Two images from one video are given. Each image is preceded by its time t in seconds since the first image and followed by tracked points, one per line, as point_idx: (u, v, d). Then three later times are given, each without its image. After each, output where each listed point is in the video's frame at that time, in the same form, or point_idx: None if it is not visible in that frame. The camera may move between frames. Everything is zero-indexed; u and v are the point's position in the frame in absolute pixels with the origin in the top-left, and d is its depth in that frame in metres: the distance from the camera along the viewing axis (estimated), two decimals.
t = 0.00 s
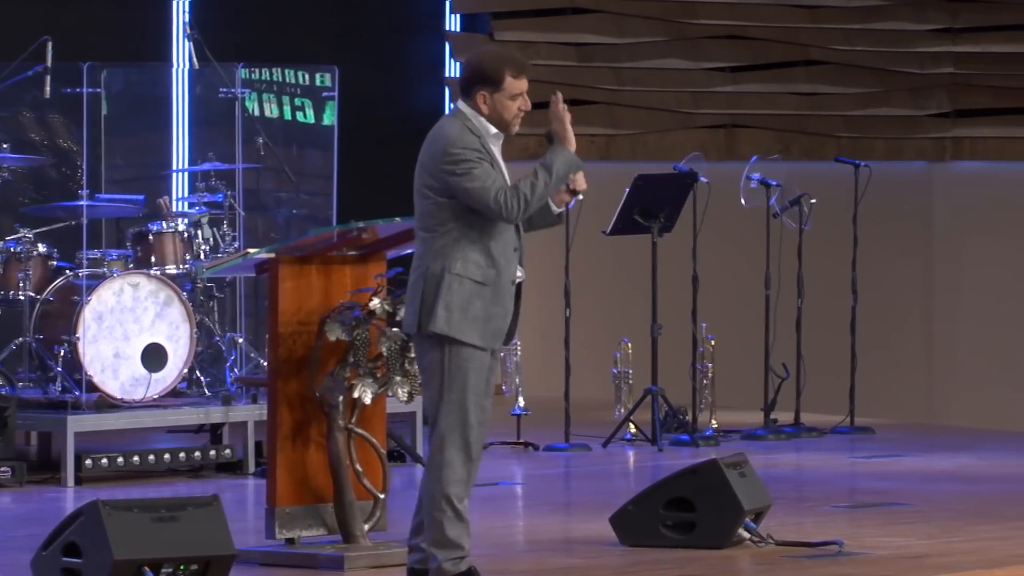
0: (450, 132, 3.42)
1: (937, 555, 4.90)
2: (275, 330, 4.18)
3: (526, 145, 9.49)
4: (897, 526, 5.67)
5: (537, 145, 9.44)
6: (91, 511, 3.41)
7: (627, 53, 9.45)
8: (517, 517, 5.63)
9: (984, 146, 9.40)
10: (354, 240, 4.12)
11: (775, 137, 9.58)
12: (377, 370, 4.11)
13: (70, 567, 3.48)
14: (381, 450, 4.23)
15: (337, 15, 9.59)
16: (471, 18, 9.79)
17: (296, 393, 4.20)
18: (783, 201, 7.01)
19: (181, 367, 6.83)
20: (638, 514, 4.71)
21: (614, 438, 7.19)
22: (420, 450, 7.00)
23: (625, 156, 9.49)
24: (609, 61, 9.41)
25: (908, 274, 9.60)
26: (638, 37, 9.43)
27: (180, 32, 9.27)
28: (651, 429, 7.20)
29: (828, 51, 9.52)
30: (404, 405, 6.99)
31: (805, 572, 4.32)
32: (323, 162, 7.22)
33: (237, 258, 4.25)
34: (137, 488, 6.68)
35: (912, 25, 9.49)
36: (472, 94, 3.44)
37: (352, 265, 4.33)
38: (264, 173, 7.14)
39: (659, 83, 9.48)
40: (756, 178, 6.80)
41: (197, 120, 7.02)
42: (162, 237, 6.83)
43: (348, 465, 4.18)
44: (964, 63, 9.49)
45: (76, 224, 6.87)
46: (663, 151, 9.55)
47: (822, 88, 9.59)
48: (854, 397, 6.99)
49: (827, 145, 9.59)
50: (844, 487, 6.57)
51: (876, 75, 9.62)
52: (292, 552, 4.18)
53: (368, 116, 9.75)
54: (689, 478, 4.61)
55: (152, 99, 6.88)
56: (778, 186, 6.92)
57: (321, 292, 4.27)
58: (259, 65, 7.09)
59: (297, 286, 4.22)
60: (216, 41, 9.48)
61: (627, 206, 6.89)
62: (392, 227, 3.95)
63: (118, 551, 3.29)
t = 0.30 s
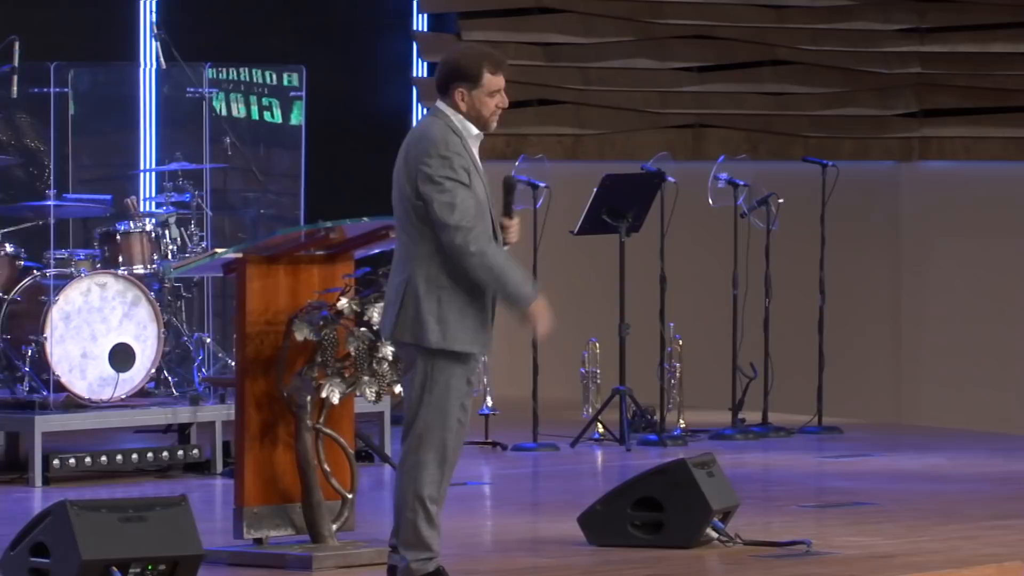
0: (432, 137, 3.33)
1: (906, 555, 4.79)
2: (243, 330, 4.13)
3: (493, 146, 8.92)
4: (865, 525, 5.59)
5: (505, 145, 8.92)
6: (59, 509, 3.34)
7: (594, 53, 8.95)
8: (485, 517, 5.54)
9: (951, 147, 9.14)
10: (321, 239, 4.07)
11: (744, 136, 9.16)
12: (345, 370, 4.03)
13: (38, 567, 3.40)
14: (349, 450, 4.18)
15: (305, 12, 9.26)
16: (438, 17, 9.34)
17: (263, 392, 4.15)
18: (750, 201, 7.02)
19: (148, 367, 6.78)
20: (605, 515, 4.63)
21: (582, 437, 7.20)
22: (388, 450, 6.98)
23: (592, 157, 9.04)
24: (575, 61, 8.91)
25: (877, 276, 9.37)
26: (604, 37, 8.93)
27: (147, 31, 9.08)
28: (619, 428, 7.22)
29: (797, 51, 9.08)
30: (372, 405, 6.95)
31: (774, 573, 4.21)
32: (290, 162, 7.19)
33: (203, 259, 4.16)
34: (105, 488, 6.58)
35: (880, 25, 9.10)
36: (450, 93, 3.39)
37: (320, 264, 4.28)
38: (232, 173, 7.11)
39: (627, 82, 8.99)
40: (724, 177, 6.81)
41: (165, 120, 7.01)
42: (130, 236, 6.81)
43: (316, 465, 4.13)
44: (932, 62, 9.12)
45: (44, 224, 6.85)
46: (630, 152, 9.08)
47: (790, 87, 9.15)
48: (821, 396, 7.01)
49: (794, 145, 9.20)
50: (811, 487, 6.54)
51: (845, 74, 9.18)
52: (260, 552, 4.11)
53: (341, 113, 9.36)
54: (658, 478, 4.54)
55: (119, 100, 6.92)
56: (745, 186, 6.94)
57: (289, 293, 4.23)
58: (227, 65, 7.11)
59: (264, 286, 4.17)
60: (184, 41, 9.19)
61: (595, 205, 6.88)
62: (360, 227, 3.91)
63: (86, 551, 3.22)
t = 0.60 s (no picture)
0: (439, 137, 3.27)
1: (890, 555, 4.76)
2: (225, 330, 3.99)
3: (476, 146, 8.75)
4: (848, 525, 5.56)
5: (486, 146, 8.75)
6: (42, 509, 3.24)
7: (575, 53, 8.82)
8: (468, 518, 5.46)
9: (933, 146, 9.07)
10: (303, 239, 3.95)
11: (725, 136, 9.01)
12: (327, 370, 3.92)
13: (19, 569, 3.28)
14: (333, 450, 4.05)
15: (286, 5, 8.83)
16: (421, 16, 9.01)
17: (244, 392, 4.00)
18: (732, 202, 7.03)
19: (131, 367, 6.61)
20: (587, 517, 4.52)
21: (565, 438, 7.18)
22: (370, 450, 6.96)
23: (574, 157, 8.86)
24: (556, 61, 8.77)
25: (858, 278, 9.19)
26: (586, 37, 8.81)
27: (128, 32, 8.55)
28: (602, 428, 7.22)
29: (778, 51, 8.98)
30: (354, 405, 6.91)
31: (757, 572, 4.14)
32: (272, 162, 7.23)
33: (187, 258, 4.03)
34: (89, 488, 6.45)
35: (860, 25, 9.04)
36: (454, 92, 3.36)
37: (302, 264, 4.13)
38: (214, 173, 7.12)
39: (609, 83, 8.84)
40: (707, 177, 6.81)
41: (147, 121, 7.01)
42: (112, 237, 6.64)
43: (299, 464, 3.99)
44: (913, 63, 9.06)
45: (26, 223, 6.67)
46: (611, 154, 8.91)
47: (771, 87, 9.03)
48: (803, 396, 7.02)
49: (775, 145, 9.05)
50: (792, 487, 6.53)
51: (826, 75, 9.09)
52: (243, 552, 3.96)
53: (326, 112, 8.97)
54: (637, 478, 4.43)
55: (100, 100, 6.91)
56: (728, 186, 6.96)
57: (271, 293, 4.07)
58: (209, 64, 7.08)
59: (247, 287, 4.03)
60: (157, 31, 8.63)
61: (577, 205, 6.86)
62: (344, 227, 3.78)
63: (68, 551, 3.12)
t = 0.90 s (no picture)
0: (443, 139, 3.27)
1: (882, 555, 4.76)
2: (218, 330, 3.97)
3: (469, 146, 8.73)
4: (841, 525, 5.56)
5: (479, 146, 8.73)
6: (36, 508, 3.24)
7: (568, 53, 8.78)
8: (460, 518, 5.46)
9: (925, 146, 9.06)
10: (297, 240, 3.93)
11: (717, 135, 9.02)
12: (321, 370, 3.88)
13: (12, 568, 3.28)
14: (327, 450, 4.04)
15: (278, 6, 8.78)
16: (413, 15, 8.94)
17: (237, 391, 3.99)
18: (725, 202, 7.03)
19: (124, 367, 6.54)
20: (580, 517, 4.52)
21: (559, 437, 7.19)
22: (364, 450, 6.96)
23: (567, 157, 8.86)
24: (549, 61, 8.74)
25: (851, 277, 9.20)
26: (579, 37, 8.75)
27: (121, 32, 8.54)
28: (595, 429, 7.22)
29: (770, 51, 8.96)
30: (347, 405, 6.92)
31: (750, 572, 4.13)
32: (265, 162, 7.19)
33: (179, 258, 4.01)
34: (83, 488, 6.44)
35: (852, 25, 8.99)
36: (448, 92, 3.35)
37: (295, 264, 4.12)
38: (207, 173, 7.09)
39: (602, 82, 8.82)
40: (700, 177, 6.81)
41: (139, 120, 7.05)
42: (105, 237, 6.62)
43: (293, 464, 3.98)
44: (906, 63, 9.04)
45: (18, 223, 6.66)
46: (603, 155, 8.93)
47: (764, 87, 9.01)
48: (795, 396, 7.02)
49: (768, 145, 9.05)
50: (786, 487, 6.53)
51: (818, 75, 9.06)
52: (235, 552, 3.96)
53: (317, 113, 8.93)
54: (631, 478, 4.43)
55: (92, 99, 6.95)
56: (721, 186, 6.96)
57: (264, 293, 4.08)
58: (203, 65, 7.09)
59: (240, 287, 4.02)
60: (149, 31, 8.61)
61: (570, 205, 6.85)
62: (337, 227, 3.79)
63: (61, 551, 3.12)
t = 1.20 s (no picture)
0: (452, 134, 3.27)
1: (883, 555, 4.76)
2: (217, 331, 3.97)
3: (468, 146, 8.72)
4: (841, 525, 5.56)
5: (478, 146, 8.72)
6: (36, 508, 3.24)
7: (567, 53, 8.78)
8: (459, 518, 5.46)
9: (925, 146, 9.06)
10: (297, 240, 3.94)
11: (716, 135, 9.03)
12: (321, 370, 3.88)
13: (12, 568, 3.28)
14: (326, 449, 4.03)
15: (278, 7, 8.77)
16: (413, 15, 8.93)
17: (237, 392, 3.99)
18: (725, 202, 7.03)
19: (124, 367, 6.53)
20: (580, 516, 4.52)
21: (559, 437, 7.18)
22: (363, 450, 6.95)
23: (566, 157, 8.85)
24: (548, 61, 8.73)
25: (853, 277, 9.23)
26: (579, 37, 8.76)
27: (121, 32, 8.54)
28: (595, 428, 7.22)
29: (770, 51, 8.95)
30: (346, 405, 6.92)
31: (750, 572, 4.13)
32: (264, 162, 7.20)
33: (179, 258, 4.01)
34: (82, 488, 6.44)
35: (853, 25, 8.98)
36: (460, 95, 3.32)
37: (295, 264, 4.12)
38: (206, 173, 7.09)
39: (601, 82, 8.83)
40: (700, 177, 6.81)
41: (140, 120, 7.04)
42: (106, 237, 6.58)
43: (292, 464, 3.98)
44: (906, 63, 9.04)
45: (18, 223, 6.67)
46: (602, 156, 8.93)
47: (764, 87, 9.01)
48: (796, 397, 7.01)
49: (768, 146, 9.06)
50: (785, 487, 6.53)
51: (818, 75, 9.07)
52: (235, 552, 3.96)
53: (317, 112, 8.92)
54: (632, 477, 4.44)
55: (93, 99, 6.97)
56: (721, 186, 6.96)
57: (264, 293, 4.08)
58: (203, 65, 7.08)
59: (239, 287, 4.02)
60: (149, 33, 8.61)
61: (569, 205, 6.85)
62: (336, 227, 3.78)
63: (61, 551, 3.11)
